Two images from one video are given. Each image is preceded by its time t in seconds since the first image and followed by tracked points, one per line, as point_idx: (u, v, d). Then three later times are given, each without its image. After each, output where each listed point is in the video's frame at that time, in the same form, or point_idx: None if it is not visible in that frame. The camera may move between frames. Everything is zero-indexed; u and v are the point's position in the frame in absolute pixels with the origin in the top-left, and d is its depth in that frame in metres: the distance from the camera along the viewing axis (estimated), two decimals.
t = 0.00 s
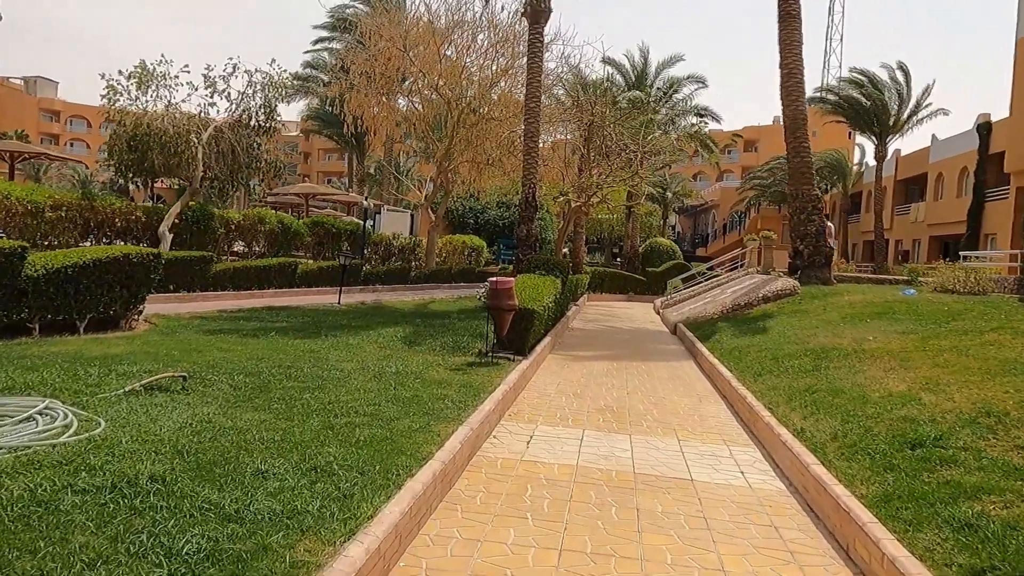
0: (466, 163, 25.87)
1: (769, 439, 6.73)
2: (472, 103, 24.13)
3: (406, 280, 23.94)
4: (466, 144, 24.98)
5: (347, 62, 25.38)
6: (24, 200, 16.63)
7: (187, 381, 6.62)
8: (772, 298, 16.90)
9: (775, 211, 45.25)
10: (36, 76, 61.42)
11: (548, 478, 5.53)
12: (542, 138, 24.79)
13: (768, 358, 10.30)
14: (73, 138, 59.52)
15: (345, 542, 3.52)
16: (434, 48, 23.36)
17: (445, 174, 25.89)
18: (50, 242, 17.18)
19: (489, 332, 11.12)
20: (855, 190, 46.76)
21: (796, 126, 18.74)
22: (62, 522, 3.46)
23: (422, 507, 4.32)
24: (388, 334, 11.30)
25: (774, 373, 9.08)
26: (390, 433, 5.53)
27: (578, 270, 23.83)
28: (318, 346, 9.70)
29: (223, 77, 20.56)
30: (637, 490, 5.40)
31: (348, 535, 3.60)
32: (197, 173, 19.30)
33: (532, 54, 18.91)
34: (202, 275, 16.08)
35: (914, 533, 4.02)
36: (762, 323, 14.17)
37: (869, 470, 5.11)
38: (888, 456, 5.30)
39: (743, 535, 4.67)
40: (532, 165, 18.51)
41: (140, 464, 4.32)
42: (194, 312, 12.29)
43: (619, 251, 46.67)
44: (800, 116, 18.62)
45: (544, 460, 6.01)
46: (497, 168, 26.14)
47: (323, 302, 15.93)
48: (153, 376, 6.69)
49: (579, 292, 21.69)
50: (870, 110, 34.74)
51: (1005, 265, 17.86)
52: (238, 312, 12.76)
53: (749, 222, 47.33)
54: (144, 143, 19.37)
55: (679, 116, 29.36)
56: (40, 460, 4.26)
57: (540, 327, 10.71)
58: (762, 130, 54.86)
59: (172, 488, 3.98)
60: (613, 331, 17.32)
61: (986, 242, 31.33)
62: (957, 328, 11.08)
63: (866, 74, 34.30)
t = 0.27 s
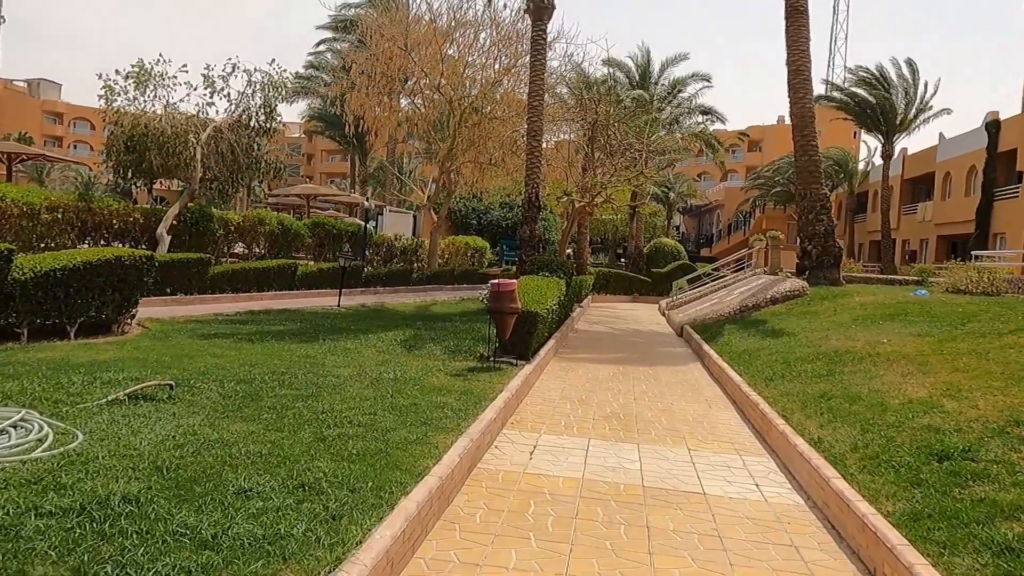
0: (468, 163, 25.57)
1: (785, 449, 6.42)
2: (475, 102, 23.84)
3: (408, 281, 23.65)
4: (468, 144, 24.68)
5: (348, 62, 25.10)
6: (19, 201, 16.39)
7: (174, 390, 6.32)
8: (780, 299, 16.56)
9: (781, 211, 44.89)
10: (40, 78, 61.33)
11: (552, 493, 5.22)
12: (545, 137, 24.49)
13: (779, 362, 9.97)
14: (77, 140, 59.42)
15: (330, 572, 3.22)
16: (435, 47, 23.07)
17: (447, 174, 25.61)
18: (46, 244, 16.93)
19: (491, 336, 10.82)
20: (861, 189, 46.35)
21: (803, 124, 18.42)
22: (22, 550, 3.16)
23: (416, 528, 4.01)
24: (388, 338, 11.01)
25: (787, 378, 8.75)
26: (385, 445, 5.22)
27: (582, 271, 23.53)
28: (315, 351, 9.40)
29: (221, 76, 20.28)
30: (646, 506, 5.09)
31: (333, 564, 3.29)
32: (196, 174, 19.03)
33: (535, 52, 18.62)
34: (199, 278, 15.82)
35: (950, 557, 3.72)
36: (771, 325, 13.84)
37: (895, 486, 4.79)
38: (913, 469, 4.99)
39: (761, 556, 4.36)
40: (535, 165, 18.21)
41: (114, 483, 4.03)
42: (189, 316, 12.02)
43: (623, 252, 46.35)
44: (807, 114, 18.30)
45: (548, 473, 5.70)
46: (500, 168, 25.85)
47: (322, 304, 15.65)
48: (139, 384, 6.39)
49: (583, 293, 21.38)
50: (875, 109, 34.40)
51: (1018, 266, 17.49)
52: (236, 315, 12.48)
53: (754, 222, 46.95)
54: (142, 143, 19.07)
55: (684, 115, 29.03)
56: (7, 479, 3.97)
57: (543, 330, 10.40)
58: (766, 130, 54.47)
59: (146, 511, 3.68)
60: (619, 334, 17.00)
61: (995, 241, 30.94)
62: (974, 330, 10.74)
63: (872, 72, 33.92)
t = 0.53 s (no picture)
0: (472, 161, 25.27)
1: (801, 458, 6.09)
2: (478, 100, 23.53)
3: (411, 281, 23.37)
4: (471, 142, 24.39)
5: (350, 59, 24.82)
6: (15, 201, 16.16)
7: (158, 397, 6.01)
8: (790, 298, 16.20)
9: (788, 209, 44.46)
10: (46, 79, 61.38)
11: (555, 507, 4.91)
12: (550, 135, 24.15)
13: (791, 365, 9.63)
14: (82, 140, 59.39)
15: None
16: (438, 44, 22.76)
17: (451, 173, 25.31)
18: (44, 245, 16.69)
19: (493, 338, 10.50)
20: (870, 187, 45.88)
21: (813, 121, 18.07)
22: None
23: (408, 550, 3.71)
24: (387, 340, 10.72)
25: (800, 381, 8.42)
26: (378, 457, 4.92)
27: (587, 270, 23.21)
28: (310, 354, 9.10)
29: (221, 74, 20.00)
30: (656, 522, 4.76)
31: None
32: (195, 173, 18.76)
33: (538, 48, 18.29)
34: (198, 278, 15.56)
35: None
36: (781, 325, 13.49)
37: (924, 501, 4.46)
38: (942, 483, 4.67)
39: None
40: (539, 162, 17.90)
41: (81, 502, 3.72)
42: (185, 317, 11.75)
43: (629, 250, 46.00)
44: (816, 110, 17.95)
45: (551, 486, 5.38)
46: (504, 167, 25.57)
47: (323, 305, 15.37)
48: (122, 390, 6.10)
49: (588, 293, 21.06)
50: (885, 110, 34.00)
51: None
52: (232, 317, 12.20)
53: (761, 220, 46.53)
54: (141, 141, 18.78)
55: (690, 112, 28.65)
56: None
57: (547, 332, 10.09)
58: (773, 127, 53.98)
59: (113, 534, 3.39)
60: (625, 334, 16.68)
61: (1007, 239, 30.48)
62: (993, 331, 10.37)
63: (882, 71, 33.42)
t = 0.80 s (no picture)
0: (479, 160, 24.97)
1: (820, 466, 5.77)
2: (485, 98, 23.24)
3: (417, 282, 23.10)
4: (478, 141, 24.12)
5: (356, 58, 24.59)
6: (17, 202, 15.98)
7: (145, 402, 5.75)
8: (803, 297, 15.83)
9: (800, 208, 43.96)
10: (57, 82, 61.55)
11: (560, 520, 4.61)
12: (558, 133, 23.84)
13: (808, 366, 9.29)
14: (92, 143, 59.46)
15: None
16: (444, 42, 22.47)
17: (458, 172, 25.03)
18: (46, 246, 16.51)
19: (498, 339, 10.20)
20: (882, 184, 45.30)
21: (827, 116, 17.67)
22: None
23: (397, 571, 3.41)
24: (390, 341, 10.43)
25: (816, 384, 8.08)
26: (370, 467, 4.62)
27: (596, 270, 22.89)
28: (309, 356, 8.82)
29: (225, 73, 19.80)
30: (668, 536, 4.46)
31: None
32: (199, 173, 18.55)
33: (545, 43, 17.97)
34: (200, 279, 15.33)
35: None
36: (795, 325, 13.12)
37: (958, 516, 4.14)
38: (977, 495, 4.34)
39: None
40: (547, 160, 17.59)
41: (46, 520, 3.45)
42: (184, 319, 11.52)
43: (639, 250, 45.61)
44: (830, 105, 17.54)
45: (556, 496, 5.08)
46: (512, 166, 25.28)
47: (327, 306, 15.11)
48: (107, 395, 5.84)
49: (597, 293, 20.74)
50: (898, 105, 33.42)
51: None
52: (233, 318, 11.95)
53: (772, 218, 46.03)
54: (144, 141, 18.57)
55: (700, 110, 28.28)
56: None
57: (554, 332, 9.77)
58: (784, 125, 53.45)
59: (76, 555, 3.12)
60: (634, 334, 16.35)
61: None
62: (1018, 330, 9.99)
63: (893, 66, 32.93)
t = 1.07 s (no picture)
0: (490, 158, 24.68)
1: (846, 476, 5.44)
2: (495, 96, 22.95)
3: (428, 282, 22.85)
4: (488, 139, 23.84)
5: (365, 56, 24.37)
6: (24, 205, 15.86)
7: (135, 411, 5.51)
8: (822, 295, 15.42)
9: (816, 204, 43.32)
10: (72, 86, 61.96)
11: (569, 538, 4.30)
12: (569, 130, 23.51)
13: (829, 368, 8.92)
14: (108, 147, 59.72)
15: None
16: (453, 39, 22.18)
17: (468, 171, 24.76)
18: (54, 249, 16.39)
19: (507, 341, 9.90)
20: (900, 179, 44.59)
21: (845, 109, 17.22)
22: None
23: None
24: (396, 344, 10.17)
25: (839, 386, 7.74)
26: (367, 482, 4.35)
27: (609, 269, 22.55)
28: (312, 360, 8.57)
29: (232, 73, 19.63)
30: (684, 556, 4.15)
31: None
32: (206, 174, 18.39)
33: (555, 38, 17.63)
34: (207, 281, 15.15)
35: None
36: (814, 325, 12.74)
37: (1002, 535, 3.81)
38: (1021, 512, 4.00)
39: None
40: (558, 157, 17.27)
41: (10, 546, 3.19)
42: (188, 322, 11.32)
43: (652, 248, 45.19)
44: (848, 98, 17.08)
45: (565, 510, 4.78)
46: (524, 164, 24.97)
47: (336, 307, 14.89)
48: (97, 404, 5.60)
49: (611, 292, 20.41)
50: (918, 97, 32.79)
51: None
52: (239, 320, 11.74)
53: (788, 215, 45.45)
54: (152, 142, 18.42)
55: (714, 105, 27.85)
56: None
57: (565, 334, 9.47)
58: (799, 120, 52.87)
59: None
60: (648, 334, 16.00)
61: None
62: None
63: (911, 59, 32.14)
